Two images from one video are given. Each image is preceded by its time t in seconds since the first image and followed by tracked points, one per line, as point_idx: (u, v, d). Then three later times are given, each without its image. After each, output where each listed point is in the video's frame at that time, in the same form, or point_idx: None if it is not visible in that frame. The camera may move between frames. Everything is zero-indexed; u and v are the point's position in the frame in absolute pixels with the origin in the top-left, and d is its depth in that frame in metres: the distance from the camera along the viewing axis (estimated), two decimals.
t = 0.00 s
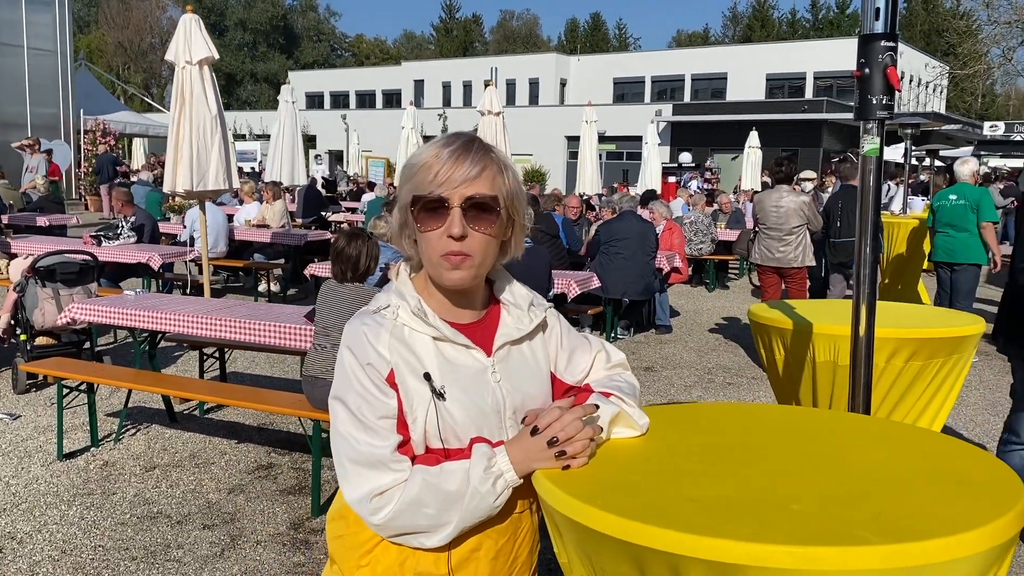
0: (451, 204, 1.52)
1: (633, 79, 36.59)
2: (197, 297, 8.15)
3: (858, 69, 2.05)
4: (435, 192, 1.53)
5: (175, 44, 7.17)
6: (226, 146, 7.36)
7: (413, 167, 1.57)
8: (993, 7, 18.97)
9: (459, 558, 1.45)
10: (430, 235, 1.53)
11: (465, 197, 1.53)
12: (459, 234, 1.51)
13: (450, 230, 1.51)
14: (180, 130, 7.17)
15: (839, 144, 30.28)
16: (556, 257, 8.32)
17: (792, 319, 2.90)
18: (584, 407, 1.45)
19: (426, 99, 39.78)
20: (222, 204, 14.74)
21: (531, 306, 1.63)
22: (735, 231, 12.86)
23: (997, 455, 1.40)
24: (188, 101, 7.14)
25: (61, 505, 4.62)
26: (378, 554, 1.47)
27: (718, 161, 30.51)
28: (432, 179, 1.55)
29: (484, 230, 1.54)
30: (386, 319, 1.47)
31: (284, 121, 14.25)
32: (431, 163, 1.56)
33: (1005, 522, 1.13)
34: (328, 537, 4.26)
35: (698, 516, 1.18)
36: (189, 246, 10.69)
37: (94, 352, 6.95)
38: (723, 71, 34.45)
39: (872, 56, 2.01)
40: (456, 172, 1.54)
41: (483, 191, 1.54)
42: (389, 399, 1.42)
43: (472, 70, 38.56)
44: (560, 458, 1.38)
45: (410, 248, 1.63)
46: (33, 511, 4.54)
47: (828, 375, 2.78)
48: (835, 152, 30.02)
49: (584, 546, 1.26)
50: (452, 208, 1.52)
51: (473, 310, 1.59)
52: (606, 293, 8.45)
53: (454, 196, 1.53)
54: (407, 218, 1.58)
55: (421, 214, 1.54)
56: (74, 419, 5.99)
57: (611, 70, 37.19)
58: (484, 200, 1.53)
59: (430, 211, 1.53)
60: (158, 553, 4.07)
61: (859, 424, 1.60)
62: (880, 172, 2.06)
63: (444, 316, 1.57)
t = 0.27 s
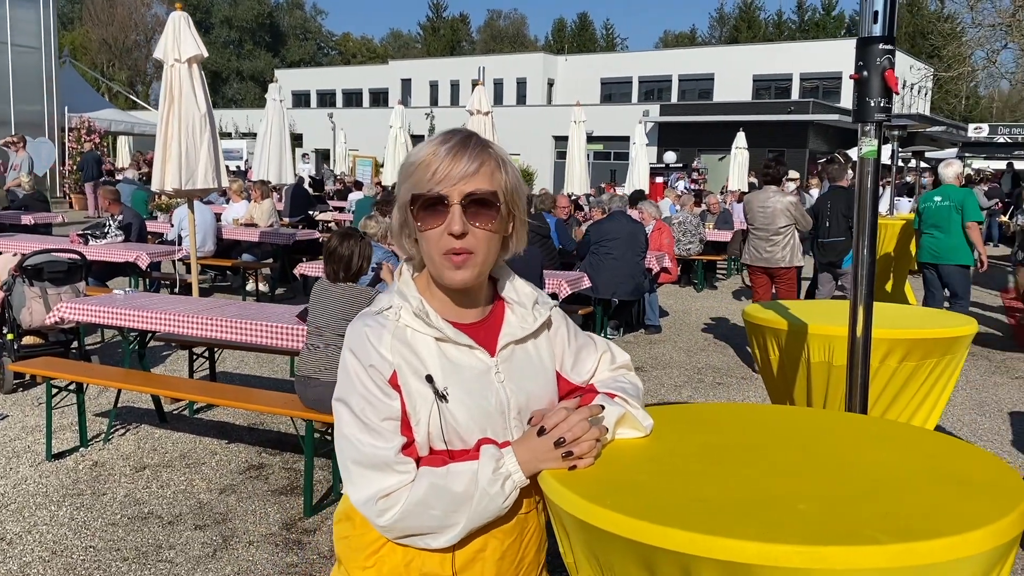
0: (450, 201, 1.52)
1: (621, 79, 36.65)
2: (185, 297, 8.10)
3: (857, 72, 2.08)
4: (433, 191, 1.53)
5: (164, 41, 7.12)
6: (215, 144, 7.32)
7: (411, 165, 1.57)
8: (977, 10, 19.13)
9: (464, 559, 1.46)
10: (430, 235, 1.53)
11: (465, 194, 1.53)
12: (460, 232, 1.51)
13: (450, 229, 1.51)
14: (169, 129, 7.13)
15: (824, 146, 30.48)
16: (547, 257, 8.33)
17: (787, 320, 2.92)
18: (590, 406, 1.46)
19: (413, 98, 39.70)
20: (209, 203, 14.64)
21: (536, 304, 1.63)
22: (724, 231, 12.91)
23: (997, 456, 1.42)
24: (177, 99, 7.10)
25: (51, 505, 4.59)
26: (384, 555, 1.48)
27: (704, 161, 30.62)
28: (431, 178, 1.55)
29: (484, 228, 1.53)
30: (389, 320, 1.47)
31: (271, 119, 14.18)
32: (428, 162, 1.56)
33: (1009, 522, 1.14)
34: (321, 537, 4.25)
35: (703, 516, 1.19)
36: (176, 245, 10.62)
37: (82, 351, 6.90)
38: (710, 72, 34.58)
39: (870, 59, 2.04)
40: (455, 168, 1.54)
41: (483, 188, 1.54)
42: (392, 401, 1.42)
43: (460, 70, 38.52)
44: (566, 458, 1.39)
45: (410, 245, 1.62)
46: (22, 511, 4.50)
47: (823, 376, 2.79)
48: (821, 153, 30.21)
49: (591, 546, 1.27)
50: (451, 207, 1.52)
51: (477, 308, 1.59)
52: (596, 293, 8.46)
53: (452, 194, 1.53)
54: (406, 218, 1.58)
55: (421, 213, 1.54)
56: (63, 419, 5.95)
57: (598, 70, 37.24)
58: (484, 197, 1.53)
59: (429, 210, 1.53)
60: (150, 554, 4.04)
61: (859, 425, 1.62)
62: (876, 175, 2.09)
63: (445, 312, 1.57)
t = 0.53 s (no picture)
0: (455, 212, 1.52)
1: (609, 79, 36.72)
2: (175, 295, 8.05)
3: (855, 75, 2.11)
4: (438, 201, 1.53)
5: (154, 38, 7.08)
6: (206, 142, 7.28)
7: (414, 174, 1.55)
8: (962, 13, 19.29)
9: (469, 557, 1.47)
10: (436, 245, 1.53)
11: (469, 206, 1.52)
12: (465, 243, 1.51)
13: (456, 240, 1.52)
14: (159, 126, 7.08)
15: (811, 146, 30.66)
16: (538, 257, 8.33)
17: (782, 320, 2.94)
18: (595, 406, 1.47)
19: (401, 97, 39.62)
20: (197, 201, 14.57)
21: (540, 303, 1.64)
22: (713, 231, 12.97)
23: (996, 454, 1.45)
24: (167, 97, 7.06)
25: (41, 505, 4.56)
26: (390, 552, 1.49)
27: (692, 161, 30.74)
28: (435, 187, 1.53)
29: (490, 238, 1.54)
30: (393, 321, 1.48)
31: (260, 117, 14.13)
32: (432, 170, 1.54)
33: (1014, 521, 1.16)
34: (315, 536, 4.24)
35: (709, 514, 1.21)
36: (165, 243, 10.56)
37: (71, 350, 6.85)
38: (698, 72, 34.69)
39: (868, 62, 2.07)
40: (460, 178, 1.53)
41: (488, 198, 1.53)
42: (397, 402, 1.43)
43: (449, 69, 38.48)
44: (572, 457, 1.40)
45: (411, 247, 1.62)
46: (13, 511, 4.48)
47: (817, 375, 2.82)
48: (807, 153, 30.39)
49: (598, 545, 1.28)
50: (456, 218, 1.52)
51: (480, 311, 1.60)
52: (587, 292, 8.48)
53: (459, 203, 1.52)
54: (408, 225, 1.58)
55: (425, 224, 1.54)
56: (53, 418, 5.91)
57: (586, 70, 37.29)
58: (489, 207, 1.53)
59: (434, 221, 1.53)
60: (142, 553, 4.03)
61: (861, 423, 1.64)
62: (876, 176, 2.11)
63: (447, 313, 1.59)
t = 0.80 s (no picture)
0: (479, 216, 1.52)
1: (599, 78, 36.75)
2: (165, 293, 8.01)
3: (855, 76, 2.13)
4: (462, 207, 1.52)
5: (145, 36, 7.04)
6: (197, 140, 7.25)
7: (432, 180, 1.52)
8: (950, 15, 19.40)
9: (477, 555, 1.48)
10: (460, 250, 1.53)
11: (493, 208, 1.52)
12: (492, 246, 1.52)
13: (482, 243, 1.52)
14: (150, 124, 7.04)
15: (800, 147, 30.79)
16: (530, 256, 8.33)
17: (778, 320, 2.95)
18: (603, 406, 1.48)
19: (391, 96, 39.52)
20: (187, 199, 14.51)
21: (546, 303, 1.66)
22: (703, 231, 13.02)
23: (997, 454, 1.47)
24: (158, 95, 7.03)
25: (34, 504, 4.54)
26: (397, 551, 1.50)
27: (682, 161, 30.81)
28: (457, 191, 1.52)
29: (511, 239, 1.55)
30: (403, 320, 1.49)
31: (250, 115, 14.07)
32: (451, 175, 1.52)
33: (1017, 520, 1.18)
34: (310, 535, 4.23)
35: (718, 513, 1.22)
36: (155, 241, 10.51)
37: (62, 348, 6.81)
38: (688, 72, 34.77)
39: (869, 64, 2.09)
40: (481, 181, 1.52)
41: (508, 200, 1.54)
42: (407, 400, 1.43)
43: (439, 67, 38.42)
44: (580, 456, 1.41)
45: (424, 249, 1.59)
46: (5, 510, 4.45)
47: (813, 374, 2.84)
48: (796, 154, 30.52)
49: (605, 543, 1.30)
50: (480, 221, 1.52)
51: (491, 308, 1.62)
52: (579, 291, 8.48)
53: (482, 208, 1.52)
54: (428, 229, 1.55)
55: (449, 230, 1.53)
56: (44, 417, 5.88)
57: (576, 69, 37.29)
58: (510, 208, 1.54)
59: (460, 227, 1.52)
60: (137, 553, 4.01)
61: (861, 426, 1.66)
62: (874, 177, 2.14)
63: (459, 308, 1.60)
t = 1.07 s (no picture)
0: (490, 209, 1.52)
1: (592, 78, 36.77)
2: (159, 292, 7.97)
3: (856, 80, 2.15)
4: (472, 206, 1.51)
5: (139, 33, 7.00)
6: (191, 139, 7.22)
7: (437, 187, 1.52)
8: (941, 16, 19.48)
9: (485, 557, 1.48)
10: (480, 248, 1.52)
11: (501, 199, 1.53)
12: (511, 235, 1.53)
13: (502, 234, 1.53)
14: (144, 122, 7.01)
15: (792, 147, 30.89)
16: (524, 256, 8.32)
17: (777, 321, 2.96)
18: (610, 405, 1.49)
19: (384, 94, 39.44)
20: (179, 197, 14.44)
21: (552, 305, 1.67)
22: (696, 230, 13.04)
23: (1003, 456, 1.48)
24: (153, 93, 6.99)
25: (28, 504, 4.51)
26: (405, 555, 1.50)
27: (674, 161, 30.86)
28: (463, 192, 1.52)
29: (523, 223, 1.57)
30: (414, 326, 1.49)
31: (243, 113, 14.03)
32: (455, 179, 1.52)
33: None
34: (307, 535, 4.22)
35: (728, 515, 1.23)
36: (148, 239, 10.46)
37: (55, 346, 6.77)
38: (680, 72, 34.83)
39: (870, 67, 2.11)
40: (486, 178, 1.53)
41: (512, 190, 1.55)
42: (418, 404, 1.43)
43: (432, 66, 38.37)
44: (587, 457, 1.42)
45: (435, 262, 1.58)
46: None
47: (811, 376, 2.85)
48: (788, 154, 30.61)
49: (614, 545, 1.31)
50: (493, 213, 1.52)
51: (501, 308, 1.63)
52: (573, 291, 8.49)
53: (491, 200, 1.52)
54: (440, 237, 1.54)
55: (463, 232, 1.52)
56: (38, 416, 5.84)
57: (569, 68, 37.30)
58: (516, 198, 1.56)
59: (475, 225, 1.51)
60: (133, 552, 4.00)
61: (866, 430, 1.67)
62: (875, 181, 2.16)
63: (476, 315, 1.60)
